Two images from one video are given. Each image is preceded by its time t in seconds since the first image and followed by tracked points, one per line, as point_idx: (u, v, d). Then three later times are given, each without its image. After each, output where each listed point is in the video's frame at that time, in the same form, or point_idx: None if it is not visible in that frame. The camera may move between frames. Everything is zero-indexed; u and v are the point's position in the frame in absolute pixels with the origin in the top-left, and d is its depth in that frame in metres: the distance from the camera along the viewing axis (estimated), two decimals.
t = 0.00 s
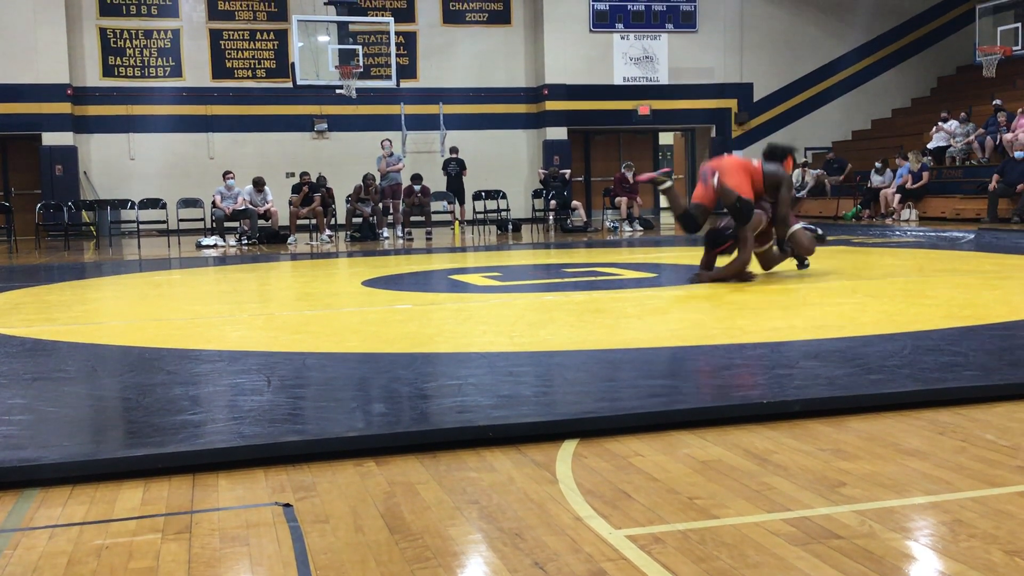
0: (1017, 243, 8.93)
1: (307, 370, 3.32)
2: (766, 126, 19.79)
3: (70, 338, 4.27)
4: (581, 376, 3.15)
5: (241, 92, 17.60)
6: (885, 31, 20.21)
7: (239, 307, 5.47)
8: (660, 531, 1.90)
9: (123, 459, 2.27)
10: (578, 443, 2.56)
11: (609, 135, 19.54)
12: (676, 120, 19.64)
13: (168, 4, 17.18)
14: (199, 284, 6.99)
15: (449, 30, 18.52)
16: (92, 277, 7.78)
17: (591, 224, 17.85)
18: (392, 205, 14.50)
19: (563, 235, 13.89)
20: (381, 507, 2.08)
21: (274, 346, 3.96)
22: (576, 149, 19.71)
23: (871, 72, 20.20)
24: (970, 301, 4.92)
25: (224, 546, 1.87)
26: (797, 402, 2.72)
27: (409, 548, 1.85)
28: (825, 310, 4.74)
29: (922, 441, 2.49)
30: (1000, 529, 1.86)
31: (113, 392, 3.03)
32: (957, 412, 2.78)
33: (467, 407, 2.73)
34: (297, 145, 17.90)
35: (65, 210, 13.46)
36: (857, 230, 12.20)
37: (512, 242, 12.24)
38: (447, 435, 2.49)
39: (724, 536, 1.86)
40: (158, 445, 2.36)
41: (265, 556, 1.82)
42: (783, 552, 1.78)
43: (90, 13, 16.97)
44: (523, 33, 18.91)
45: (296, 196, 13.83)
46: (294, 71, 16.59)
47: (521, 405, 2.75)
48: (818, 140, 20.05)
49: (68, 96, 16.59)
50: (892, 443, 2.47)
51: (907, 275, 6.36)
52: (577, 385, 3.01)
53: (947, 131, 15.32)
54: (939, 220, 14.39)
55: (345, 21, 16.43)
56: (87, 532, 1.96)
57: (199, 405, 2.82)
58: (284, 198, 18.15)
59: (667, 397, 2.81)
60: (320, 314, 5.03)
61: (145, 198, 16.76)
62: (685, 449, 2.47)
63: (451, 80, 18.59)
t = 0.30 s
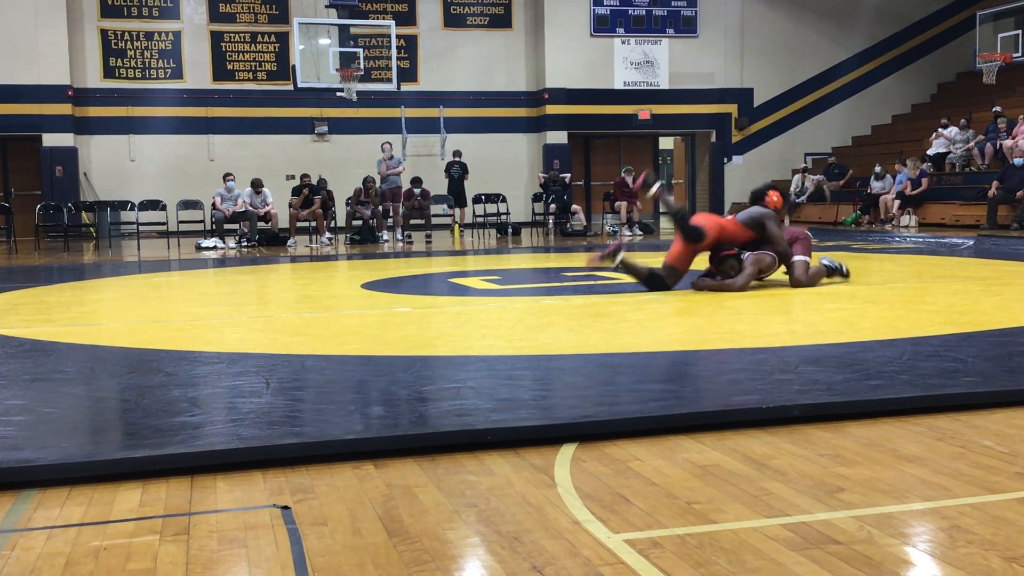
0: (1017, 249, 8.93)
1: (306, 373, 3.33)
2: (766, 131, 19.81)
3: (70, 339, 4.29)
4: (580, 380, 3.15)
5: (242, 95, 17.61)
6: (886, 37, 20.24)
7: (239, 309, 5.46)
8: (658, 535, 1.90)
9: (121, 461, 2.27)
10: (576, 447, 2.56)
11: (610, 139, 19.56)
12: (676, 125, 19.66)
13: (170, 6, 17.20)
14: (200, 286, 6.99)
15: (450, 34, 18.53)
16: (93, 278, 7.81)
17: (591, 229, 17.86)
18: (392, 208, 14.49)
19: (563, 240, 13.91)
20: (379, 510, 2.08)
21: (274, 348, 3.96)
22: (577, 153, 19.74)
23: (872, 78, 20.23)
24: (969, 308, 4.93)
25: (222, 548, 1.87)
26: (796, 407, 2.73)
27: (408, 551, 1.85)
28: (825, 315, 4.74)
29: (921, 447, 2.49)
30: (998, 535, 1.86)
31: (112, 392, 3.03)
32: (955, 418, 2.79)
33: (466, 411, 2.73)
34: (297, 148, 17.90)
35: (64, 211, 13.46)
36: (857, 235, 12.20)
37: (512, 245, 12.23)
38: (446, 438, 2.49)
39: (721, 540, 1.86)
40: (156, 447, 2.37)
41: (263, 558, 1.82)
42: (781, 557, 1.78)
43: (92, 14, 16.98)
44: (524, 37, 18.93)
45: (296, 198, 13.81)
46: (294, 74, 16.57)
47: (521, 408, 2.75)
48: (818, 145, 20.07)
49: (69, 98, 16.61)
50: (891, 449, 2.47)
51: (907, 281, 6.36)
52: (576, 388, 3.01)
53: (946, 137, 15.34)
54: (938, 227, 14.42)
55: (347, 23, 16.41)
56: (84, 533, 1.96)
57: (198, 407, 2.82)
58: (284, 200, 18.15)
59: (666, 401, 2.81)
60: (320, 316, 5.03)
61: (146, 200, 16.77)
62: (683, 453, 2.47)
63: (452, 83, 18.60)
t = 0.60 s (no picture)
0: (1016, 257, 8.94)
1: (305, 375, 3.32)
2: (767, 137, 19.84)
3: (69, 339, 4.29)
4: (579, 384, 3.16)
5: (243, 97, 17.62)
6: (887, 44, 20.28)
7: (238, 310, 5.46)
8: (657, 540, 1.90)
9: (119, 462, 2.27)
10: (574, 451, 2.56)
11: (610, 143, 19.58)
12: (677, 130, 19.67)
13: (172, 8, 17.22)
14: (200, 287, 6.99)
15: (452, 37, 18.57)
16: (93, 279, 7.83)
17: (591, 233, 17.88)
18: (392, 211, 14.48)
19: (563, 244, 13.92)
20: (377, 513, 2.07)
21: (273, 350, 3.97)
22: (577, 158, 19.77)
23: (872, 85, 20.29)
24: (968, 315, 4.92)
25: (220, 549, 1.87)
26: (795, 413, 2.73)
27: (405, 554, 1.85)
28: (824, 321, 4.74)
29: (919, 453, 2.49)
30: (996, 542, 1.86)
31: (110, 393, 3.03)
32: (954, 425, 2.79)
33: (465, 414, 2.73)
34: (298, 150, 17.91)
35: (64, 211, 13.46)
36: (856, 242, 12.20)
37: (512, 249, 12.25)
38: (444, 441, 2.49)
39: (720, 545, 1.86)
40: (154, 447, 2.36)
41: (261, 560, 1.82)
42: (779, 563, 1.78)
43: (93, 14, 16.99)
44: (525, 41, 18.95)
45: (296, 200, 13.79)
46: (295, 76, 16.57)
47: (519, 412, 2.75)
48: (819, 152, 20.10)
49: (71, 98, 16.63)
50: (890, 456, 2.47)
51: (907, 288, 6.36)
52: (575, 392, 3.01)
53: (947, 145, 15.33)
54: (938, 234, 14.44)
55: (349, 26, 16.41)
56: (82, 533, 1.95)
57: (196, 408, 2.82)
58: (285, 202, 18.16)
59: (665, 406, 2.81)
60: (319, 319, 5.04)
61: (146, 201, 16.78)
62: (681, 458, 2.47)
63: (453, 87, 18.63)
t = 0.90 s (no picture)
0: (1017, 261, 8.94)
1: (304, 376, 3.32)
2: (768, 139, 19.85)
3: (69, 339, 4.29)
4: (578, 386, 3.16)
5: (244, 97, 17.63)
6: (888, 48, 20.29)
7: (238, 311, 5.45)
8: (656, 543, 1.90)
9: (119, 462, 2.27)
10: (573, 453, 2.55)
11: (611, 145, 19.59)
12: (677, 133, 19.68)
13: (173, 8, 17.23)
14: (200, 288, 7.00)
15: (454, 39, 18.58)
16: (94, 279, 7.84)
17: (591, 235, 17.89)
18: (392, 212, 14.47)
19: (562, 246, 13.93)
20: (377, 514, 2.07)
21: (272, 350, 3.97)
22: (577, 160, 19.80)
23: (873, 89, 20.29)
24: (968, 319, 4.92)
25: (219, 550, 1.87)
26: (795, 416, 2.72)
27: (405, 555, 1.85)
28: (824, 324, 4.74)
29: (919, 457, 2.49)
30: (996, 546, 1.86)
31: (110, 393, 3.03)
32: (953, 429, 2.78)
33: (464, 415, 2.73)
34: (299, 151, 17.92)
35: (65, 211, 13.46)
36: (857, 245, 12.21)
37: (512, 251, 12.27)
38: (444, 443, 2.49)
39: (719, 548, 1.86)
40: (154, 447, 2.36)
41: (260, 560, 1.81)
42: (778, 566, 1.78)
43: (95, 15, 17.00)
44: (526, 43, 18.94)
45: (296, 201, 13.76)
46: (297, 77, 16.56)
47: (518, 414, 2.75)
48: (819, 155, 20.11)
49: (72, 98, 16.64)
50: (889, 459, 2.47)
51: (907, 292, 6.35)
52: (574, 394, 3.02)
53: (947, 148, 15.37)
54: (938, 238, 14.48)
55: (350, 28, 16.40)
56: (81, 533, 1.95)
57: (196, 408, 2.82)
58: (285, 203, 18.16)
59: (664, 408, 2.81)
60: (320, 319, 5.04)
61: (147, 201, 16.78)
62: (681, 461, 2.47)
63: (455, 89, 18.66)
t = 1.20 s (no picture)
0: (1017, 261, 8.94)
1: (304, 376, 3.32)
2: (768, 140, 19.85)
3: (69, 339, 4.29)
4: (578, 386, 3.16)
5: (244, 97, 17.63)
6: (889, 48, 20.28)
7: (238, 311, 5.45)
8: (656, 543, 1.90)
9: (120, 462, 2.27)
10: (573, 453, 2.55)
11: (611, 145, 19.59)
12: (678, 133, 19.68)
13: (173, 9, 17.23)
14: (201, 288, 7.02)
15: (454, 39, 18.58)
16: (93, 279, 7.85)
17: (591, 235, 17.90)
18: (392, 212, 14.45)
19: (562, 246, 13.94)
20: (377, 514, 2.07)
21: (273, 350, 3.97)
22: (577, 161, 19.82)
23: (874, 88, 20.28)
24: (968, 319, 4.92)
25: (219, 550, 1.87)
26: (795, 417, 2.72)
27: (404, 556, 1.84)
28: (824, 325, 4.74)
29: (918, 457, 2.49)
30: (996, 546, 1.86)
31: (109, 393, 3.03)
32: (954, 429, 2.78)
33: (464, 416, 2.73)
34: (299, 151, 17.93)
35: (65, 212, 13.47)
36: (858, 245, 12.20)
37: (512, 251, 12.28)
38: (444, 443, 2.49)
39: (719, 549, 1.86)
40: (154, 448, 2.36)
41: (260, 561, 1.82)
42: (778, 567, 1.78)
43: (95, 15, 17.00)
44: (526, 43, 18.93)
45: (296, 201, 13.74)
46: (297, 77, 16.56)
47: (518, 414, 2.75)
48: (820, 155, 20.12)
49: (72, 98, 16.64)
50: (889, 460, 2.46)
51: (908, 292, 6.35)
52: (574, 395, 3.02)
53: (947, 148, 15.38)
54: (938, 238, 14.48)
55: (350, 28, 16.39)
56: (81, 533, 1.95)
57: (196, 408, 2.82)
58: (285, 202, 18.17)
59: (665, 409, 2.81)
60: (320, 320, 5.04)
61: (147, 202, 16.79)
62: (681, 461, 2.47)
63: (455, 89, 18.67)
